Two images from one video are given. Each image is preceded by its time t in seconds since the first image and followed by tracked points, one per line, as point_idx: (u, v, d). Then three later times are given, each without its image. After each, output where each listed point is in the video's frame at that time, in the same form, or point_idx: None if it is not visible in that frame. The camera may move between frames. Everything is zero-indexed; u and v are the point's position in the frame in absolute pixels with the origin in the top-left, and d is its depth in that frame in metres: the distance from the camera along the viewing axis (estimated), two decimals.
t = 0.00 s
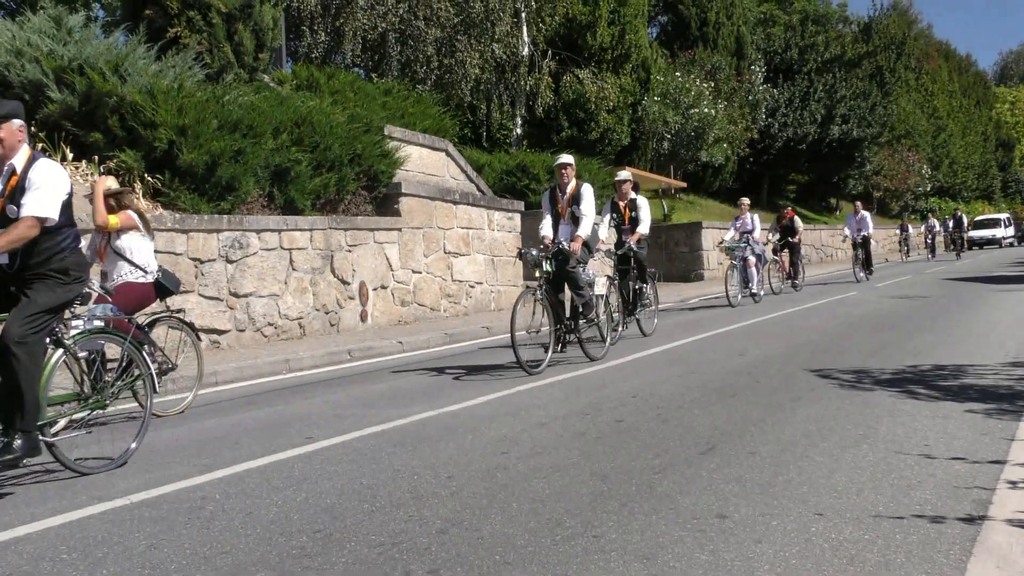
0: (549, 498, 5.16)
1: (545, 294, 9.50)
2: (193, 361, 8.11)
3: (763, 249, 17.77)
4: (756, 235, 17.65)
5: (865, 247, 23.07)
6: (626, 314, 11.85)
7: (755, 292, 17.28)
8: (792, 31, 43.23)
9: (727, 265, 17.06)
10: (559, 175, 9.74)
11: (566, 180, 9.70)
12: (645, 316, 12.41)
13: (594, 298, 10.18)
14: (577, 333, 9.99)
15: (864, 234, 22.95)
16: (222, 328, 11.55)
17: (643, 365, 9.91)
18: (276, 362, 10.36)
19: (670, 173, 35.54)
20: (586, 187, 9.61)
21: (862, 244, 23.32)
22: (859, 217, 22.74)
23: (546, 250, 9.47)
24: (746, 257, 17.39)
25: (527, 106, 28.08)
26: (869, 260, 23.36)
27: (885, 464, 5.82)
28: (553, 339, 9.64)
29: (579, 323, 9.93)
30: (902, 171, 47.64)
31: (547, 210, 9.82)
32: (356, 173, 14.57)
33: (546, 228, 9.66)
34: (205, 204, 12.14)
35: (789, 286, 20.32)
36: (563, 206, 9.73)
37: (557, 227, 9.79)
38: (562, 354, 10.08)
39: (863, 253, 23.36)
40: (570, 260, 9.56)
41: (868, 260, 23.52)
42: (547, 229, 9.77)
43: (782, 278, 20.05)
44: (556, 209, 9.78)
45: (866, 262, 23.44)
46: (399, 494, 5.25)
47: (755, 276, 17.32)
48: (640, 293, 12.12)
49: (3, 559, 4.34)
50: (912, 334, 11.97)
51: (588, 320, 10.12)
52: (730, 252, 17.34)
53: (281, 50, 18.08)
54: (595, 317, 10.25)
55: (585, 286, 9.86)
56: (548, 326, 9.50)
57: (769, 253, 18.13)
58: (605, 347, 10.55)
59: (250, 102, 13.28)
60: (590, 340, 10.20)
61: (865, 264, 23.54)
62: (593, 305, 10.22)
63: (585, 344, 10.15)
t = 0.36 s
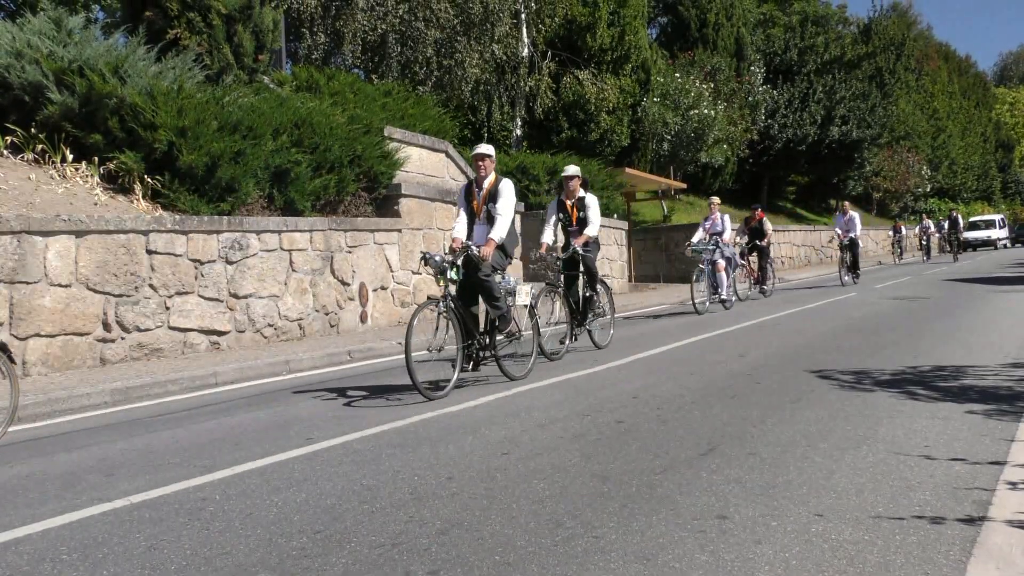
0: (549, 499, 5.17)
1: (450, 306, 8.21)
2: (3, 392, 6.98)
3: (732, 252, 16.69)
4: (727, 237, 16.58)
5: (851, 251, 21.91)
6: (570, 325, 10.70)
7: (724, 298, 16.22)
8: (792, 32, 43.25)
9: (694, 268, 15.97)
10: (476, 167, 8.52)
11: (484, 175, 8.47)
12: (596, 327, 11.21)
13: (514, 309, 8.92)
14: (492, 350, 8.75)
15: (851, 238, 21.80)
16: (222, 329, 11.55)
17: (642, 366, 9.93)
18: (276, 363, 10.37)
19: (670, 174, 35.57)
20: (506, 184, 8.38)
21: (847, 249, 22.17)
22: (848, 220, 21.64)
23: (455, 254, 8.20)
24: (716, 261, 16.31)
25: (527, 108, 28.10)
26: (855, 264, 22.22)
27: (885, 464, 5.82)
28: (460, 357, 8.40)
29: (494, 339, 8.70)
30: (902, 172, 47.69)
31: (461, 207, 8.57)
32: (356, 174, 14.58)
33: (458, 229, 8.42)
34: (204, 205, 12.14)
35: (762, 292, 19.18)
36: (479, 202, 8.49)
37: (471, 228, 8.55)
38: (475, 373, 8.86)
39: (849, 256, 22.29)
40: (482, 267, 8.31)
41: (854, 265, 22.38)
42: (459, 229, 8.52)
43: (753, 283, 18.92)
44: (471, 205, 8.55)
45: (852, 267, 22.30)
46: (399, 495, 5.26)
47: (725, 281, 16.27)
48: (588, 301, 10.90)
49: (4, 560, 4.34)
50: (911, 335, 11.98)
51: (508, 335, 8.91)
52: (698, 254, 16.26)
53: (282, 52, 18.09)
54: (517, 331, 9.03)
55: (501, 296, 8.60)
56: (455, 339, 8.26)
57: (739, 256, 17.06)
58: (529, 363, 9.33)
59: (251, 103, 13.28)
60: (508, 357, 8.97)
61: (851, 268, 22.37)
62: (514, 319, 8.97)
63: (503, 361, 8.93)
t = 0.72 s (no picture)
0: (550, 500, 5.16)
1: (327, 321, 6.98)
2: None
3: (700, 256, 15.45)
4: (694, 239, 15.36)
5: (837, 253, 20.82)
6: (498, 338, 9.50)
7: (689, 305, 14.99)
8: (793, 33, 43.27)
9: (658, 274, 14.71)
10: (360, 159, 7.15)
11: (368, 170, 7.16)
12: (531, 339, 10.01)
13: (407, 324, 7.71)
14: (382, 372, 7.50)
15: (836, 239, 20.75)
16: (222, 330, 11.54)
17: (643, 367, 9.91)
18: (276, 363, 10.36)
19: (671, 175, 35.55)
20: (393, 180, 7.10)
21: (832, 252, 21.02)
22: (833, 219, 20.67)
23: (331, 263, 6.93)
24: (682, 264, 15.04)
25: (528, 108, 28.12)
26: (841, 267, 21.10)
27: (886, 466, 5.82)
28: (341, 379, 7.17)
29: (383, 359, 7.46)
30: (903, 174, 47.68)
31: (345, 207, 7.28)
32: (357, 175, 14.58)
33: (335, 234, 7.10)
34: (205, 205, 12.14)
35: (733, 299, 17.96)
36: (365, 201, 7.15)
37: (354, 232, 7.27)
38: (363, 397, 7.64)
39: (835, 259, 21.24)
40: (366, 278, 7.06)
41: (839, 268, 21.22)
42: (341, 233, 7.24)
43: (723, 291, 17.66)
44: (356, 204, 7.22)
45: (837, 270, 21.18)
46: (400, 496, 5.25)
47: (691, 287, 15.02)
48: (524, 309, 9.75)
49: (4, 560, 4.34)
50: (912, 336, 11.97)
51: (404, 353, 7.71)
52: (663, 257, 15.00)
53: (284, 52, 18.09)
54: (416, 349, 7.84)
55: (389, 309, 7.39)
56: (329, 360, 7.01)
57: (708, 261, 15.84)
58: (433, 385, 8.11)
59: (252, 103, 13.29)
60: (402, 379, 7.74)
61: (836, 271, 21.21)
62: (409, 335, 7.74)
63: (396, 384, 7.70)
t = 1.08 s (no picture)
0: (551, 500, 5.16)
1: (142, 345, 5.76)
2: None
3: (663, 259, 14.37)
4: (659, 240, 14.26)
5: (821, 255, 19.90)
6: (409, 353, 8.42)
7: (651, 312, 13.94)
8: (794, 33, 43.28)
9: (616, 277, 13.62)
10: (195, 144, 6.04)
11: (206, 159, 6.06)
12: (451, 356, 8.92)
13: (260, 343, 6.49)
14: (223, 403, 6.28)
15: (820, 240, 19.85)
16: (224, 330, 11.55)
17: (645, 367, 9.90)
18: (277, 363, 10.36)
19: (673, 175, 35.54)
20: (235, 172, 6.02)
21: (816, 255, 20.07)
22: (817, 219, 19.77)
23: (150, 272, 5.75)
24: (644, 268, 13.95)
25: (530, 108, 28.12)
26: (824, 270, 20.13)
27: (887, 466, 5.82)
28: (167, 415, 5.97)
29: (227, 387, 6.27)
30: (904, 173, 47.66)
31: (178, 204, 6.16)
32: (359, 175, 14.59)
33: (163, 236, 5.96)
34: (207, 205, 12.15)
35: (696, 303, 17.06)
36: (201, 196, 6.05)
37: (190, 235, 6.14)
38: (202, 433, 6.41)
39: (818, 262, 20.31)
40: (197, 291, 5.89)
41: (822, 272, 20.26)
42: (173, 235, 6.11)
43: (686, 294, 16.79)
44: (193, 199, 6.11)
45: (821, 273, 20.21)
46: (402, 496, 5.25)
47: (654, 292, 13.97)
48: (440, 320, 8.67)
49: (6, 560, 4.35)
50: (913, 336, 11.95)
51: (256, 377, 6.47)
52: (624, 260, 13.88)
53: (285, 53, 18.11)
54: (271, 373, 6.57)
55: (229, 326, 6.14)
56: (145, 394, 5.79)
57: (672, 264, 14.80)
58: (292, 415, 6.88)
59: (253, 104, 13.30)
60: (253, 410, 6.54)
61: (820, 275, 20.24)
62: (262, 357, 6.49)
63: (244, 415, 6.50)
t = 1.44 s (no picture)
0: (552, 501, 5.16)
1: None
2: None
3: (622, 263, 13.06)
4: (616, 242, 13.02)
5: (799, 259, 18.81)
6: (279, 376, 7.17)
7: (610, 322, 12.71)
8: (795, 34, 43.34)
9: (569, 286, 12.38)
10: None
11: None
12: (334, 379, 7.64)
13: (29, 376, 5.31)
14: None
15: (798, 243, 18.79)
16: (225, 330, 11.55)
17: (646, 368, 9.91)
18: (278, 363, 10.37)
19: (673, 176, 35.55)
20: None
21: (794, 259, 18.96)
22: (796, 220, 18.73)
23: None
24: (600, 273, 12.73)
25: (530, 109, 28.13)
26: (801, 275, 19.03)
27: (888, 467, 5.81)
28: None
29: None
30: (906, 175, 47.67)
31: None
32: (360, 175, 14.59)
33: None
34: (208, 206, 12.17)
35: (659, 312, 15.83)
36: None
37: None
38: None
39: (796, 267, 19.20)
40: None
41: (800, 278, 19.13)
42: None
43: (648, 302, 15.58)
44: None
45: (798, 279, 19.10)
46: (403, 497, 5.25)
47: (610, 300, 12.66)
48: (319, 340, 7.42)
49: (9, 560, 4.35)
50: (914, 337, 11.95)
51: (30, 418, 5.30)
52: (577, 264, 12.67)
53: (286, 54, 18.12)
54: (51, 412, 5.40)
55: None
56: None
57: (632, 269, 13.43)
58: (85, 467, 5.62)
59: (255, 105, 13.31)
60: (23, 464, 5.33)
61: (797, 280, 19.11)
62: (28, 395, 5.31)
63: (6, 463, 5.19)
